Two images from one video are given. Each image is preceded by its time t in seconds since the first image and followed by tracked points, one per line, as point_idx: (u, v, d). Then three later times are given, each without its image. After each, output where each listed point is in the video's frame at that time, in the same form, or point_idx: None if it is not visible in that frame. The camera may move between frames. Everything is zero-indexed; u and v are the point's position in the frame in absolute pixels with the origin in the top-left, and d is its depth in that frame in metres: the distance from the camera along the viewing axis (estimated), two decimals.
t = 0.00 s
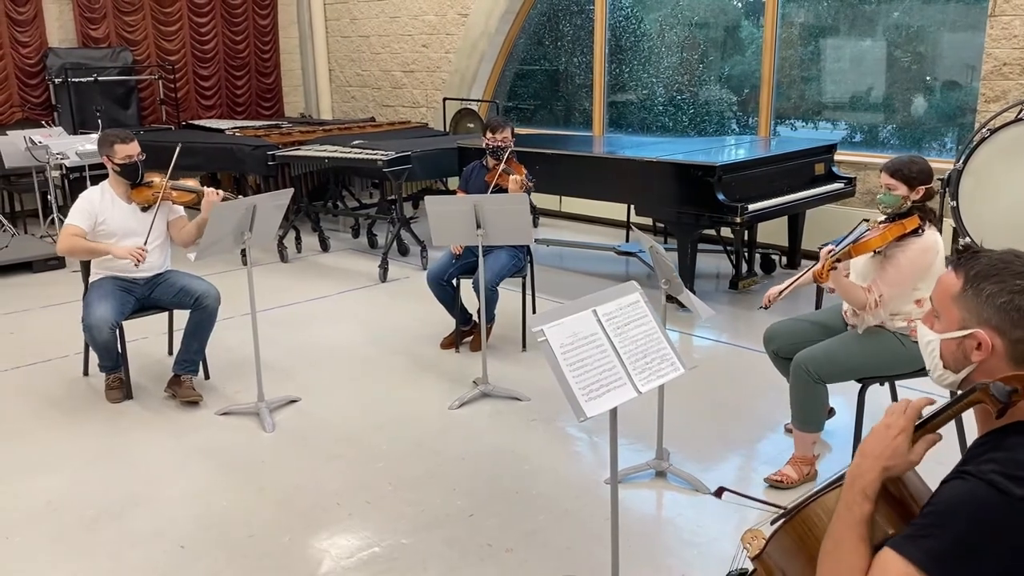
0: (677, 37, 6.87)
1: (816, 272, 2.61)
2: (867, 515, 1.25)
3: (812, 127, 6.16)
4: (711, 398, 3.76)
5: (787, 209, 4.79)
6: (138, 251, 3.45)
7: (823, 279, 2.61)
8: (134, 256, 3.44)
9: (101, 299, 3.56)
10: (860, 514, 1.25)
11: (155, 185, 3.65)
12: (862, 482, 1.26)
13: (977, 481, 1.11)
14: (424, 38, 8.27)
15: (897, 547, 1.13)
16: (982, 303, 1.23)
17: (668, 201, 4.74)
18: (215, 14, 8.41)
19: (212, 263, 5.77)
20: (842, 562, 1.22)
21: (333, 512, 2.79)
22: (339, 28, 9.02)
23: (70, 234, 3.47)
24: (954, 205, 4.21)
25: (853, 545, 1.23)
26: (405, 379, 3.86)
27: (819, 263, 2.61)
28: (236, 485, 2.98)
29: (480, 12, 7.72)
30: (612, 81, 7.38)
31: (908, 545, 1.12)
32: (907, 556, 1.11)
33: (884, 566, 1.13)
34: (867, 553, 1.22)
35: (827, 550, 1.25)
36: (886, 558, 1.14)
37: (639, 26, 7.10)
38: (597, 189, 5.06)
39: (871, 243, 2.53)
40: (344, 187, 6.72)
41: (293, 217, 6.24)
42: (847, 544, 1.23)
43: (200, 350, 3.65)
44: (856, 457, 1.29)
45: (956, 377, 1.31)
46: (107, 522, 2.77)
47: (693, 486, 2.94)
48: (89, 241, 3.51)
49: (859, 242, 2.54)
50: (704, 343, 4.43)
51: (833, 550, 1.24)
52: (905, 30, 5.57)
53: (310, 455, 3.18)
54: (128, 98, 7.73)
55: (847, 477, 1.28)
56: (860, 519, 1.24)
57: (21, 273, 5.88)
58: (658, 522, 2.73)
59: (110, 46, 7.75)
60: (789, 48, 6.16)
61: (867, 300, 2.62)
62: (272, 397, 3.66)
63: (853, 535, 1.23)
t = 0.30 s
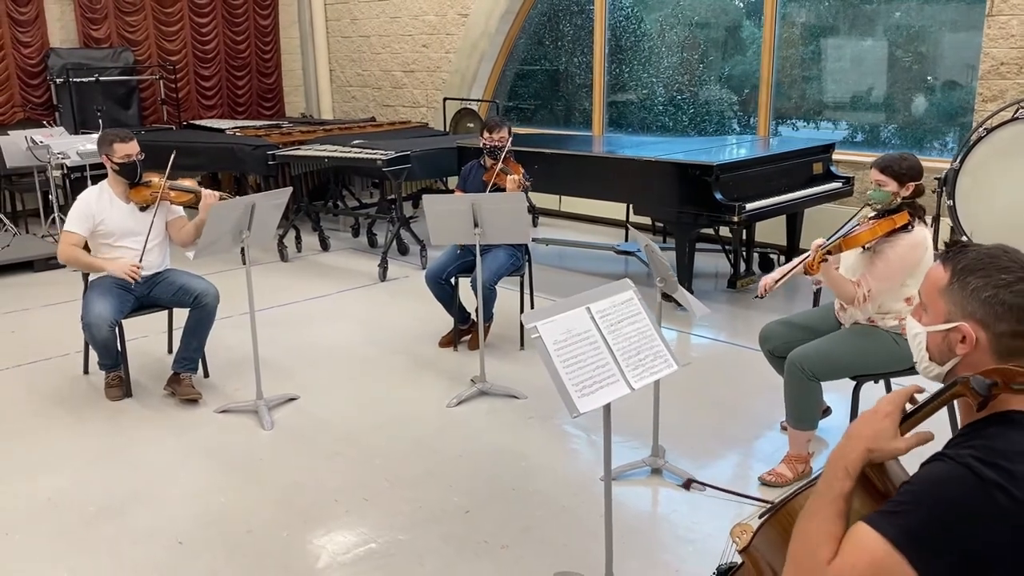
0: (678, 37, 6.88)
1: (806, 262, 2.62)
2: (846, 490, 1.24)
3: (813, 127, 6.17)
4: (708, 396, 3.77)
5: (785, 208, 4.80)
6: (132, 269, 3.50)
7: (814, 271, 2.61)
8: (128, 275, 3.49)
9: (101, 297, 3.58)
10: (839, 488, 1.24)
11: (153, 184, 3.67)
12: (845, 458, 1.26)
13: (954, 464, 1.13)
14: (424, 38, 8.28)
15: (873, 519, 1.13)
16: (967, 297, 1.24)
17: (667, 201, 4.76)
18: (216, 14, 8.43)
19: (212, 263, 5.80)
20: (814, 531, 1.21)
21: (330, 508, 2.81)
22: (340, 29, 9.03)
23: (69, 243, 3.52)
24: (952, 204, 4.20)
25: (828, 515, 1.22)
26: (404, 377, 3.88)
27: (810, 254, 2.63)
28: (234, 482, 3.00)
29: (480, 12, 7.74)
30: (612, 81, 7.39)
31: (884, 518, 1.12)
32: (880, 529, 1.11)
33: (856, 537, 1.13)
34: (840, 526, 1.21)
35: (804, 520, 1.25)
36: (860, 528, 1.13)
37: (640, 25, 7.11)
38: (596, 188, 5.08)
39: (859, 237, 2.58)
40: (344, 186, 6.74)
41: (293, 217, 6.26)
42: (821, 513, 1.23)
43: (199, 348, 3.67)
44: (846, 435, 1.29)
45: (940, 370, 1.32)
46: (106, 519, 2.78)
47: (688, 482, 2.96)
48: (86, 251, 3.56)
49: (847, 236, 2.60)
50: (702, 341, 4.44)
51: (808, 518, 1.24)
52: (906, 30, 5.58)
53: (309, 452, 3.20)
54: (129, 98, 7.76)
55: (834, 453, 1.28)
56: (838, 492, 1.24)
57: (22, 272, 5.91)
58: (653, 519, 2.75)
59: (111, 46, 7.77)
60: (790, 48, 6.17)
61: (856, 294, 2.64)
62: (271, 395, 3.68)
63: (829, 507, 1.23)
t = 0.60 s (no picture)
0: (678, 36, 6.90)
1: (803, 262, 2.63)
2: (815, 474, 1.27)
3: (815, 126, 6.18)
4: (703, 394, 3.80)
5: (782, 207, 4.82)
6: (139, 269, 3.55)
7: (810, 269, 2.63)
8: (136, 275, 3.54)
9: (100, 294, 3.61)
10: (808, 473, 1.28)
11: (151, 185, 3.69)
12: (816, 444, 1.30)
13: (926, 453, 1.18)
14: (425, 38, 8.31)
15: (845, 505, 1.18)
16: (942, 290, 1.26)
17: (665, 200, 4.77)
18: (217, 14, 8.46)
19: (212, 261, 5.82)
20: (783, 513, 1.26)
21: (326, 503, 2.84)
22: (341, 29, 9.05)
23: (74, 246, 3.59)
24: (947, 203, 4.14)
25: (796, 498, 1.27)
26: (402, 374, 3.91)
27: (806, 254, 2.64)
28: (232, 477, 3.02)
29: (481, 12, 7.77)
30: (612, 81, 7.42)
31: (856, 503, 1.17)
32: (848, 511, 1.17)
33: (828, 520, 1.18)
34: (811, 508, 1.26)
35: (775, 503, 1.29)
36: (831, 513, 1.19)
37: (640, 25, 7.13)
38: (595, 187, 5.10)
39: (852, 235, 2.59)
40: (343, 186, 6.77)
41: (293, 215, 6.29)
42: (790, 496, 1.27)
43: (198, 346, 3.70)
44: (818, 422, 1.31)
45: (917, 362, 1.34)
46: (104, 513, 2.81)
47: (683, 479, 2.98)
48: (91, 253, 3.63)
49: (840, 235, 2.61)
50: (699, 340, 4.46)
51: (778, 501, 1.29)
52: (907, 30, 5.59)
53: (307, 448, 3.23)
54: (130, 97, 7.80)
55: (807, 439, 1.32)
56: (808, 477, 1.28)
57: (23, 271, 5.94)
58: (646, 514, 2.77)
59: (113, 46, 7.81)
60: (790, 47, 6.19)
61: (851, 291, 2.64)
62: (269, 392, 3.71)
63: (799, 490, 1.27)
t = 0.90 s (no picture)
0: (680, 36, 6.93)
1: (800, 269, 2.71)
2: (796, 466, 1.28)
3: (819, 127, 6.20)
4: (698, 393, 3.82)
5: (778, 207, 4.84)
6: (146, 263, 3.59)
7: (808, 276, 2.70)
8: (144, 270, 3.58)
9: (101, 293, 3.65)
10: (790, 464, 1.29)
11: (151, 182, 3.73)
12: (800, 438, 1.30)
13: (896, 446, 1.21)
14: (427, 39, 8.34)
15: (817, 496, 1.20)
16: (914, 287, 1.29)
17: (663, 199, 4.80)
18: (220, 14, 8.51)
19: (214, 260, 5.86)
20: (760, 503, 1.28)
21: (322, 499, 2.87)
22: (344, 29, 9.09)
23: (77, 245, 3.60)
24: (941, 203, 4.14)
25: (772, 488, 1.28)
26: (400, 372, 3.94)
27: (802, 261, 2.72)
28: (229, 473, 3.06)
29: (482, 13, 7.80)
30: (613, 81, 7.44)
31: (827, 494, 1.20)
32: (820, 502, 1.19)
33: (801, 511, 1.21)
34: (788, 499, 1.27)
35: (754, 493, 1.31)
36: (805, 505, 1.21)
37: (641, 26, 7.15)
38: (593, 187, 5.12)
39: (847, 239, 2.66)
40: (345, 185, 6.80)
41: (295, 215, 6.33)
42: (768, 486, 1.29)
43: (197, 343, 3.74)
44: (804, 415, 1.31)
45: (890, 357, 1.36)
46: (103, 508, 2.85)
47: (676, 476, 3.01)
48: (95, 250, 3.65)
49: (836, 239, 2.69)
50: (697, 339, 4.49)
51: (757, 491, 1.30)
52: (911, 30, 5.58)
53: (305, 445, 3.26)
54: (134, 98, 7.85)
55: (790, 432, 1.32)
56: (788, 467, 1.28)
57: (26, 270, 5.98)
58: (639, 510, 2.80)
59: (116, 47, 7.86)
60: (793, 47, 6.21)
61: (846, 294, 2.61)
62: (268, 390, 3.74)
63: (778, 481, 1.28)
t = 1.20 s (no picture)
0: (684, 36, 6.94)
1: (799, 276, 2.73)
2: (777, 472, 1.31)
3: (825, 127, 6.20)
4: (697, 392, 3.84)
5: (779, 207, 4.85)
6: (144, 270, 3.62)
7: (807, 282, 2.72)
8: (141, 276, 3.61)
9: (104, 291, 3.68)
10: (771, 471, 1.31)
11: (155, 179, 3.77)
12: (779, 440, 1.32)
13: (878, 447, 1.23)
14: (430, 39, 8.36)
15: (802, 501, 1.22)
16: (898, 286, 1.31)
17: (664, 199, 4.81)
18: (225, 14, 8.54)
19: (217, 260, 5.89)
20: (746, 514, 1.29)
21: (321, 496, 2.90)
22: (349, 29, 9.12)
23: (80, 244, 3.65)
24: (942, 203, 4.10)
25: (758, 499, 1.30)
26: (400, 371, 3.96)
27: (801, 268, 2.74)
28: (230, 471, 3.09)
29: (486, 13, 7.82)
30: (617, 81, 7.46)
31: (812, 500, 1.21)
32: (805, 508, 1.21)
33: (789, 516, 1.22)
34: (772, 508, 1.29)
35: (740, 504, 1.32)
36: (790, 511, 1.22)
37: (645, 26, 7.17)
38: (595, 187, 5.13)
39: (844, 243, 2.64)
40: (348, 185, 6.83)
41: (299, 214, 6.36)
42: (754, 497, 1.30)
43: (200, 342, 3.77)
44: (782, 418, 1.34)
45: (873, 354, 1.38)
46: (104, 505, 2.88)
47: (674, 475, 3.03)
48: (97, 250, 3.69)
49: (833, 243, 2.68)
50: (697, 339, 4.50)
51: (744, 503, 1.31)
52: (918, 30, 5.56)
53: (305, 442, 3.29)
54: (139, 98, 7.90)
55: (771, 434, 1.35)
56: (770, 475, 1.31)
57: (32, 268, 6.03)
58: (635, 507, 2.82)
59: (122, 47, 7.90)
60: (798, 47, 6.22)
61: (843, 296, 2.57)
62: (269, 388, 3.77)
63: (762, 486, 1.30)
